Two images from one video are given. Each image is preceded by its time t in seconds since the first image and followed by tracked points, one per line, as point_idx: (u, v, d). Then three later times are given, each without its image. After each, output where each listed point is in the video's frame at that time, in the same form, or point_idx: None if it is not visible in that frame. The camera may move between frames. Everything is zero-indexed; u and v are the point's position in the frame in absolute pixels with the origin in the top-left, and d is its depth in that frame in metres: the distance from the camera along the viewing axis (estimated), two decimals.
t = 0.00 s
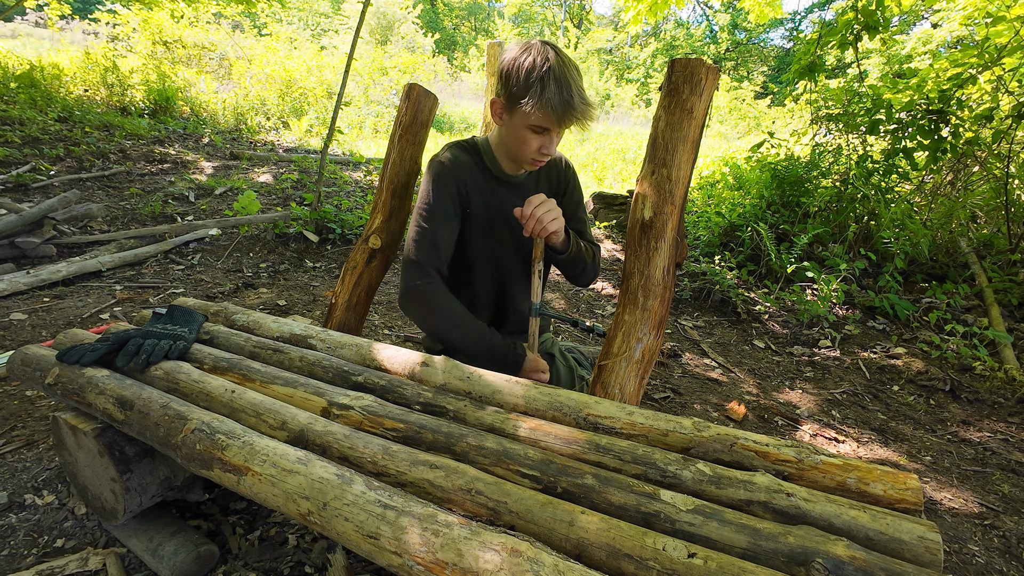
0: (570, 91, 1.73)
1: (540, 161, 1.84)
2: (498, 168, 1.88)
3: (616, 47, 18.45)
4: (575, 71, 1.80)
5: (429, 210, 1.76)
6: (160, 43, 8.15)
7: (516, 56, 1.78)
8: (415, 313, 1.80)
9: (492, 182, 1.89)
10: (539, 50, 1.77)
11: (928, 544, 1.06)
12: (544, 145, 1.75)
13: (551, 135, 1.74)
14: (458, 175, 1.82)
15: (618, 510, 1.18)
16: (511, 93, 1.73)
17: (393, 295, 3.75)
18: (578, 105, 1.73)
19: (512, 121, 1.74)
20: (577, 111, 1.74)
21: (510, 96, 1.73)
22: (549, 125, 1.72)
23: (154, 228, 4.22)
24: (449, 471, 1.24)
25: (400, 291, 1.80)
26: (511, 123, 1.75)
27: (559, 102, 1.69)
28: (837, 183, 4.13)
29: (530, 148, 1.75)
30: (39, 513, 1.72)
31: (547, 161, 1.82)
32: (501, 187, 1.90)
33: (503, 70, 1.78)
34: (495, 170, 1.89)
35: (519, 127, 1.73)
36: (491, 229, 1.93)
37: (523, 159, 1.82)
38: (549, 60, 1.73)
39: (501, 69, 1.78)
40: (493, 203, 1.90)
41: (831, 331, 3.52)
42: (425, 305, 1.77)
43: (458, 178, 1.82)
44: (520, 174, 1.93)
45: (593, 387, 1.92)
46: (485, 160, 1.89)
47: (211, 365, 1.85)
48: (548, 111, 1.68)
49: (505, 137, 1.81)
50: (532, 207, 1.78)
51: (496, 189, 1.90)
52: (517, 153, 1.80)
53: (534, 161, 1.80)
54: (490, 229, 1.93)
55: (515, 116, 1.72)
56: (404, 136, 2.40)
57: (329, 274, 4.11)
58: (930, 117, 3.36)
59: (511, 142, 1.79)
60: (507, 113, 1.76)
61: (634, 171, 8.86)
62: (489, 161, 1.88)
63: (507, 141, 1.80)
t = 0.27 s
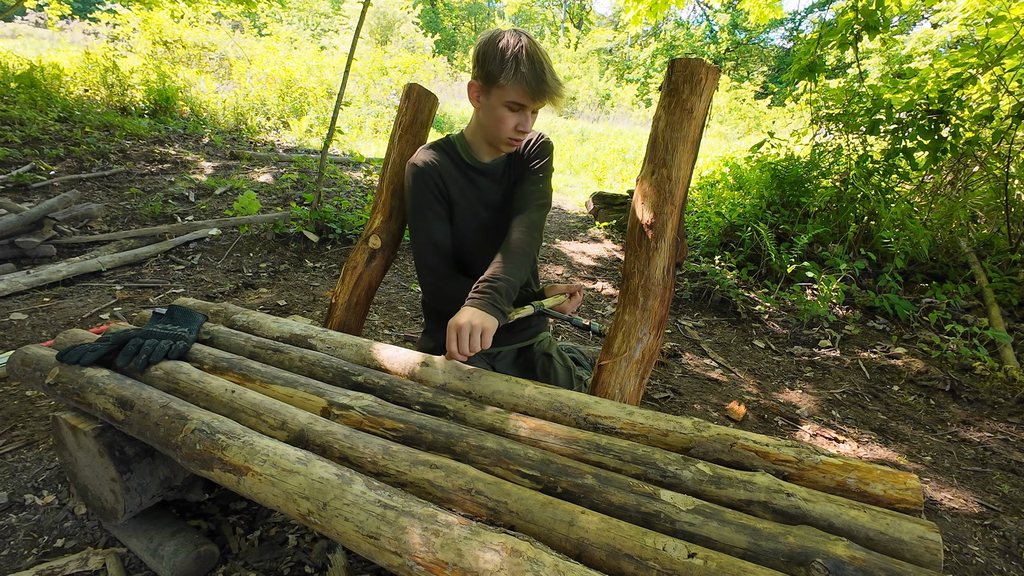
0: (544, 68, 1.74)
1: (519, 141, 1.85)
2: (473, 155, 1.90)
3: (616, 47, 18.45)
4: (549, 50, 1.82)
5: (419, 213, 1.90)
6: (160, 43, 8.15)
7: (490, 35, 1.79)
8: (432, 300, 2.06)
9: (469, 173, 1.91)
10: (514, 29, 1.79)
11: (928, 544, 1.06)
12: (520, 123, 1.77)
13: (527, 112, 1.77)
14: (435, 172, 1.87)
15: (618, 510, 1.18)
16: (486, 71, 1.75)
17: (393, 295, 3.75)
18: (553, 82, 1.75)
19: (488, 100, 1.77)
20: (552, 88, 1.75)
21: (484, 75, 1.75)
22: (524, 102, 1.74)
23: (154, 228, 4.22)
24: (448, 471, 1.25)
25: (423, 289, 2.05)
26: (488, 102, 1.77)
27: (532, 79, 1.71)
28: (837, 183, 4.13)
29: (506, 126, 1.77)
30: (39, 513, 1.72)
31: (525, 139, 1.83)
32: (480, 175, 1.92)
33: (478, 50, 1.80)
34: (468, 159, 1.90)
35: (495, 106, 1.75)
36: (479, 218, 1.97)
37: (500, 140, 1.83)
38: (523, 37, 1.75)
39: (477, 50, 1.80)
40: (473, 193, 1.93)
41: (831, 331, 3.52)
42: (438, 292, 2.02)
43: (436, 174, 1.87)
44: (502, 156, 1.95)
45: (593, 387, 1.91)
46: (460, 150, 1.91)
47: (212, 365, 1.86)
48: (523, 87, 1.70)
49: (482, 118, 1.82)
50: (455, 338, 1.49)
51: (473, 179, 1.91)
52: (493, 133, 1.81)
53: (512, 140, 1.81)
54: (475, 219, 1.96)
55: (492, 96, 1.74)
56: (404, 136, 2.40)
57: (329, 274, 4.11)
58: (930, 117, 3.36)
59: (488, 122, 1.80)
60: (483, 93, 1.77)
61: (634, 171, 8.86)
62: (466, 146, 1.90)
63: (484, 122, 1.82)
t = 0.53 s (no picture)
0: (533, 63, 1.79)
1: (512, 136, 1.87)
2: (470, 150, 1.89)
3: (616, 47, 18.47)
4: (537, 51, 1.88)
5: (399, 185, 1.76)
6: (160, 43, 8.15)
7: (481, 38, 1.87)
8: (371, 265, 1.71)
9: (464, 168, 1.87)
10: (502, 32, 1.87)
11: (928, 544, 1.06)
12: (512, 115, 1.79)
13: (517, 105, 1.79)
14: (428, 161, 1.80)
15: (618, 510, 1.18)
16: (477, 69, 1.80)
17: (393, 295, 3.75)
18: (540, 75, 1.79)
19: (480, 96, 1.80)
20: (541, 82, 1.80)
21: (475, 71, 1.80)
22: (516, 95, 1.78)
23: (154, 228, 4.22)
24: (449, 471, 1.24)
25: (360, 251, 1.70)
26: (479, 98, 1.81)
27: (521, 72, 1.75)
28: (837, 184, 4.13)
29: (499, 119, 1.79)
30: (39, 513, 1.72)
31: (518, 133, 1.85)
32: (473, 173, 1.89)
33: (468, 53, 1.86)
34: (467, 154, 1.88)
35: (487, 100, 1.78)
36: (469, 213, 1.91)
37: (493, 136, 1.85)
38: (512, 37, 1.82)
39: (467, 52, 1.86)
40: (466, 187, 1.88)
41: (831, 330, 3.52)
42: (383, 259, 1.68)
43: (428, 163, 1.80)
44: (498, 155, 1.95)
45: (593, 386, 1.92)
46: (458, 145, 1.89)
47: (212, 365, 1.86)
48: (511, 79, 1.75)
49: (475, 114, 1.86)
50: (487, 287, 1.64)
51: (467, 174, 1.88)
52: (486, 128, 1.83)
53: (506, 134, 1.83)
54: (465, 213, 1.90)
55: (482, 90, 1.79)
56: (404, 136, 2.40)
57: (329, 274, 4.11)
58: (930, 117, 3.36)
59: (481, 117, 1.83)
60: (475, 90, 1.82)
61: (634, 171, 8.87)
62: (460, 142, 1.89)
63: (477, 118, 1.85)
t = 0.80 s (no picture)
0: (556, 71, 1.75)
1: (531, 143, 1.87)
2: (489, 149, 1.89)
3: (616, 47, 18.48)
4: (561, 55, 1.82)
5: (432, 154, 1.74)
6: (160, 43, 8.15)
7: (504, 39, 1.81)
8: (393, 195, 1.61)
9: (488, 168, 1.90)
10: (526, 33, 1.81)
11: (928, 544, 1.06)
12: (530, 124, 1.78)
13: (536, 114, 1.77)
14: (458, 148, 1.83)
15: (618, 510, 1.18)
16: (497, 74, 1.76)
17: (393, 295, 3.75)
18: (562, 85, 1.75)
19: (499, 103, 1.79)
20: (563, 91, 1.76)
21: (496, 76, 1.77)
22: (535, 105, 1.75)
23: (154, 228, 4.22)
24: (449, 471, 1.24)
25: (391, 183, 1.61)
26: (499, 105, 1.79)
27: (543, 82, 1.72)
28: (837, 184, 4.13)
29: (516, 128, 1.79)
30: (39, 513, 1.72)
31: (536, 142, 1.85)
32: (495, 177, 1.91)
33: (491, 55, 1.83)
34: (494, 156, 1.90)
35: (506, 108, 1.77)
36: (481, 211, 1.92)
37: (511, 142, 1.85)
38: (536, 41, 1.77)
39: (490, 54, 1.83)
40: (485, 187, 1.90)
41: (831, 331, 3.52)
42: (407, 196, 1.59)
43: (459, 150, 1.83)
44: (513, 161, 1.97)
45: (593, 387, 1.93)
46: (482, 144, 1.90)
47: (212, 365, 1.86)
48: (532, 90, 1.71)
49: (494, 119, 1.84)
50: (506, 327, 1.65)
51: (494, 173, 1.91)
52: (505, 134, 1.83)
53: (523, 142, 1.83)
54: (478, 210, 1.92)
55: (502, 98, 1.76)
56: (404, 136, 2.40)
57: (329, 274, 4.11)
58: (930, 117, 3.36)
59: (500, 123, 1.83)
60: (495, 95, 1.80)
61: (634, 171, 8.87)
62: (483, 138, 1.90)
63: (496, 123, 1.84)
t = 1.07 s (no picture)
0: (580, 87, 1.72)
1: (549, 157, 1.85)
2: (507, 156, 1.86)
3: (616, 47, 18.49)
4: (586, 69, 1.79)
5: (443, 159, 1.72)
6: (160, 43, 8.15)
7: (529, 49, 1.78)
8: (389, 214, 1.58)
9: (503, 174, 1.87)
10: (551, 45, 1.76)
11: (929, 544, 1.06)
12: (550, 141, 1.77)
13: (558, 131, 1.75)
14: (474, 153, 1.81)
15: (618, 510, 1.18)
16: (520, 88, 1.73)
17: (393, 295, 3.75)
18: (586, 102, 1.72)
19: (520, 116, 1.76)
20: (586, 108, 1.73)
21: (519, 89, 1.73)
22: (557, 122, 1.73)
23: (154, 228, 4.23)
24: (449, 471, 1.24)
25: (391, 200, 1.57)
26: (519, 118, 1.76)
27: (567, 100, 1.69)
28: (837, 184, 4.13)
29: (536, 144, 1.77)
30: (40, 513, 1.72)
31: (554, 157, 1.83)
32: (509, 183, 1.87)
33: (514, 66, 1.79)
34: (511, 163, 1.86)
35: (527, 123, 1.74)
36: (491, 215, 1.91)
37: (529, 155, 1.83)
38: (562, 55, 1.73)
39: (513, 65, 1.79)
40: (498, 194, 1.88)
41: (831, 331, 3.52)
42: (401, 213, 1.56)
43: (475, 154, 1.81)
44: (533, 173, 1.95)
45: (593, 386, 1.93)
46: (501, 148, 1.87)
47: (212, 365, 1.86)
48: (555, 107, 1.69)
49: (513, 131, 1.82)
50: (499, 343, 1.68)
51: (510, 182, 1.88)
52: (524, 148, 1.81)
53: (542, 157, 1.82)
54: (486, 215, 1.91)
55: (524, 112, 1.73)
56: (404, 136, 2.40)
57: (329, 274, 4.11)
58: (930, 117, 3.36)
59: (519, 136, 1.80)
60: (516, 107, 1.77)
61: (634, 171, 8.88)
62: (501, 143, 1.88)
63: (515, 135, 1.82)
